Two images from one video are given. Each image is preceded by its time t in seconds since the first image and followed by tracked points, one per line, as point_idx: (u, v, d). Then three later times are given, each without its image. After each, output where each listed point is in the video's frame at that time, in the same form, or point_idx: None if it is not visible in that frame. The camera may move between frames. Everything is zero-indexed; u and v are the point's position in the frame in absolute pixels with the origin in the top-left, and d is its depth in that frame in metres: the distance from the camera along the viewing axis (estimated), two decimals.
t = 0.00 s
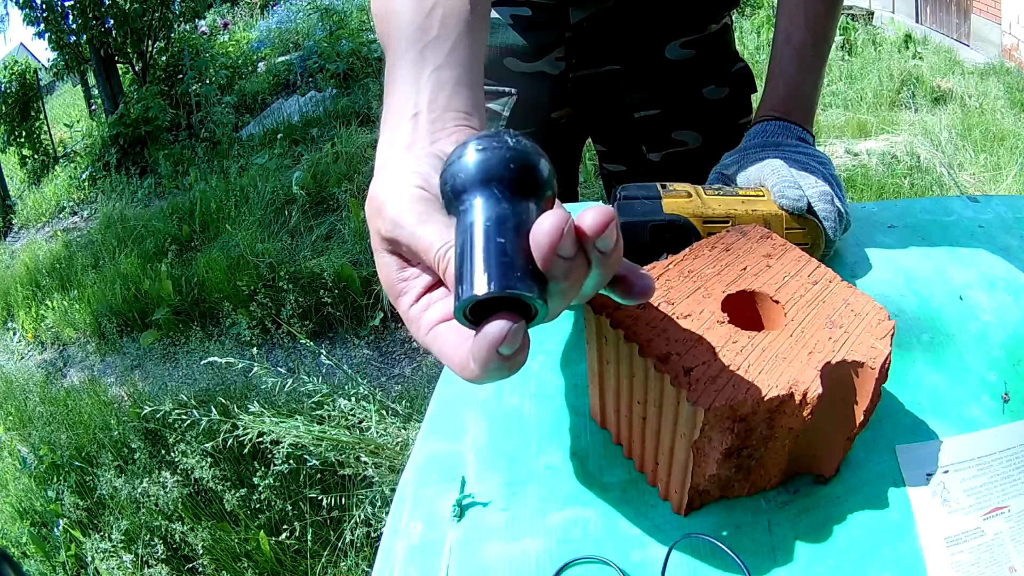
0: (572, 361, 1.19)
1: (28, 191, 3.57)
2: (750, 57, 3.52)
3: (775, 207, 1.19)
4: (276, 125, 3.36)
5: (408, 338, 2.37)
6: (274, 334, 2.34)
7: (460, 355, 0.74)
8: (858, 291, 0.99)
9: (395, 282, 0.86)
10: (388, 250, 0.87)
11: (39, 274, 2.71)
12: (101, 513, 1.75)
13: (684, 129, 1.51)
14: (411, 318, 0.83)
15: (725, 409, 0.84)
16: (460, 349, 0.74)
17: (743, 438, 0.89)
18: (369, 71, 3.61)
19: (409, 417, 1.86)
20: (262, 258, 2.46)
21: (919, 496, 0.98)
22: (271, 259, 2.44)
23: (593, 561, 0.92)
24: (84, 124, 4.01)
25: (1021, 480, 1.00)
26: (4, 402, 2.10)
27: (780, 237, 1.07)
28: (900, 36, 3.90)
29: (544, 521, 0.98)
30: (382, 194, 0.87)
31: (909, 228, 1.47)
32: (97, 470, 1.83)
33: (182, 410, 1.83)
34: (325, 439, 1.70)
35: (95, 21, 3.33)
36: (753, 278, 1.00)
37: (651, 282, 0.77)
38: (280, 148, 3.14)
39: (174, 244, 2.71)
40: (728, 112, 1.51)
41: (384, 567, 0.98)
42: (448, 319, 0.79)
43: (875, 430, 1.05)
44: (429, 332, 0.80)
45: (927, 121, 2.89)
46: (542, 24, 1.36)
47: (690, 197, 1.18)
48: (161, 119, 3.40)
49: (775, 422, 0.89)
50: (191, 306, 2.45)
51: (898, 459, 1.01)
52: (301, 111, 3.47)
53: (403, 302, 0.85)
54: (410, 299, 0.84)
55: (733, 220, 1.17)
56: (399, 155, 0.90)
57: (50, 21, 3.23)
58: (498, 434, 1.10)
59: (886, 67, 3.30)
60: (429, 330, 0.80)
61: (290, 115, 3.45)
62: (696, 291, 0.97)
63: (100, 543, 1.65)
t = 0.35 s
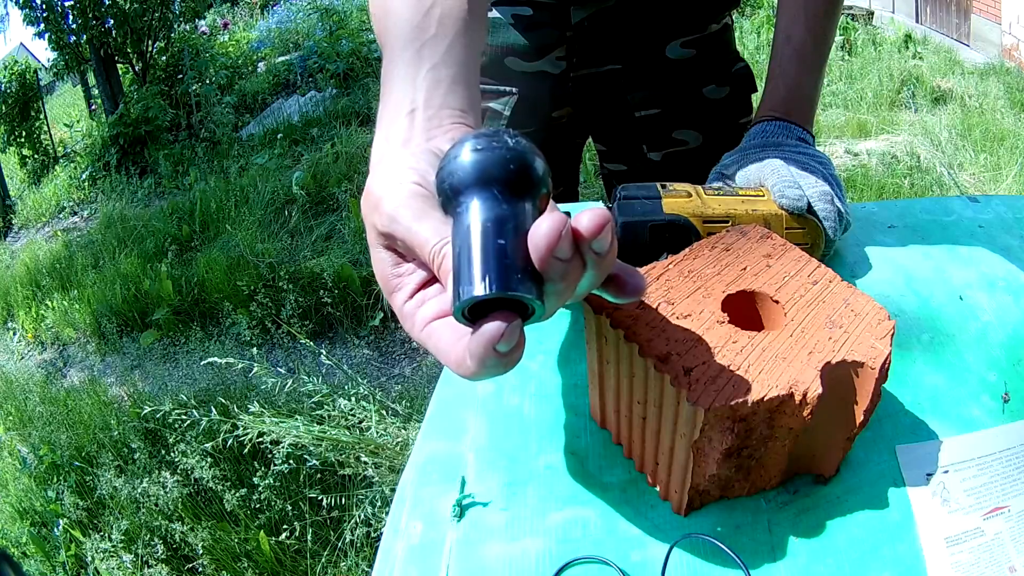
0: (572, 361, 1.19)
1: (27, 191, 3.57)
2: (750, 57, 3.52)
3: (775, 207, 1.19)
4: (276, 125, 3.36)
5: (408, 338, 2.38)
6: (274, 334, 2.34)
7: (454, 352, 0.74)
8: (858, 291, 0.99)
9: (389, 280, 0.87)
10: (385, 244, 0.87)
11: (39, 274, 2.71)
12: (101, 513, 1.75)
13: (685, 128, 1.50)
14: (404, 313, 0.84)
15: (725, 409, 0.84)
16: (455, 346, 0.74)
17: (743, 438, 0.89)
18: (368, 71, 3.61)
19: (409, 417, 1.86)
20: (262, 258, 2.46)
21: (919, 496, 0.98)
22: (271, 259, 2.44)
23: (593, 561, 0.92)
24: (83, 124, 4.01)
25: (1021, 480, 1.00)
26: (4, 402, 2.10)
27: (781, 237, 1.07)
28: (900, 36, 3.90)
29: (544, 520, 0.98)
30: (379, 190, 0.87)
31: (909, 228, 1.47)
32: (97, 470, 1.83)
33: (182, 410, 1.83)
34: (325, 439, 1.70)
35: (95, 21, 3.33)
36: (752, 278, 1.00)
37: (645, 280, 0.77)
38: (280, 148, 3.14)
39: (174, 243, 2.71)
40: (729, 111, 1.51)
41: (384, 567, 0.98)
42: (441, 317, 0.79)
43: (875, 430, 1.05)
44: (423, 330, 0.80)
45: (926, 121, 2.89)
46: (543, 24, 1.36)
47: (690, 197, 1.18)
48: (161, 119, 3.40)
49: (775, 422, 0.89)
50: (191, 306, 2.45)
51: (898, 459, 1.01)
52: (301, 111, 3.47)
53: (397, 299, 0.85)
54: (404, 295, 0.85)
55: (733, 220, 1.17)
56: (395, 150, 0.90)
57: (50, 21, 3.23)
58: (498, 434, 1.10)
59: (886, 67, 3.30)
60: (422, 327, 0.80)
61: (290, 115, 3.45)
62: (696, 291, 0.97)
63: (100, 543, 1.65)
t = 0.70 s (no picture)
0: (572, 361, 1.19)
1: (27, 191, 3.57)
2: (750, 57, 3.53)
3: (775, 207, 1.19)
4: (277, 125, 3.36)
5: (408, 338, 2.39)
6: (274, 334, 2.35)
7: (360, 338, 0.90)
8: (858, 291, 0.99)
9: (327, 238, 0.97)
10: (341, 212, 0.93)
11: (39, 274, 2.71)
12: (101, 513, 1.75)
13: (686, 127, 1.50)
14: (331, 275, 0.98)
15: (725, 410, 0.84)
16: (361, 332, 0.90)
17: (743, 438, 0.89)
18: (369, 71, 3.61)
19: (409, 417, 1.86)
20: (262, 258, 2.46)
21: (919, 496, 0.97)
22: (271, 259, 2.44)
23: (594, 561, 0.92)
24: (83, 125, 4.01)
25: (1021, 480, 1.00)
26: (4, 402, 2.10)
27: (781, 238, 1.07)
28: (900, 36, 3.90)
29: (545, 521, 0.97)
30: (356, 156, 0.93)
31: (909, 228, 1.47)
32: (96, 470, 1.83)
33: (183, 410, 1.83)
34: (325, 439, 1.70)
35: (95, 21, 3.33)
36: (752, 278, 1.00)
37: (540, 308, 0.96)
38: (280, 148, 3.14)
39: (174, 244, 2.71)
40: (730, 111, 1.51)
41: (384, 567, 0.98)
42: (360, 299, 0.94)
43: (875, 430, 1.05)
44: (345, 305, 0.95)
45: (926, 121, 2.89)
46: (544, 24, 1.36)
47: (690, 197, 1.18)
48: (162, 119, 3.40)
49: (775, 422, 0.88)
50: (191, 306, 2.45)
51: (898, 459, 1.01)
52: (301, 111, 3.47)
53: (329, 259, 0.98)
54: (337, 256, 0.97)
55: (734, 220, 1.17)
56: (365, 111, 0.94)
57: (50, 22, 3.23)
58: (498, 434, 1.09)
59: (886, 67, 3.30)
60: (345, 301, 0.96)
61: (290, 115, 3.45)
62: (695, 291, 0.96)
63: (100, 543, 1.65)
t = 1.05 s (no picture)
0: (572, 361, 1.18)
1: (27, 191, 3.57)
2: (750, 57, 3.53)
3: (775, 208, 1.18)
4: (276, 125, 3.36)
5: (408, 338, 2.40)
6: (274, 334, 2.35)
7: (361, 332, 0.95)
8: (858, 291, 0.98)
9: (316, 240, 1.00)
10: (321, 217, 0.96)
11: (39, 274, 2.71)
12: (101, 513, 1.76)
13: (687, 125, 1.50)
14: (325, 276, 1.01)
15: (725, 410, 0.84)
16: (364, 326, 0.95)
17: (743, 439, 0.89)
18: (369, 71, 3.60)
19: (409, 417, 1.86)
20: (262, 258, 2.46)
21: (919, 497, 0.97)
22: (271, 259, 2.44)
23: (593, 560, 0.91)
24: (83, 125, 4.01)
25: (1021, 480, 1.00)
26: (4, 402, 2.10)
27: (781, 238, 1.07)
28: (900, 36, 3.90)
29: (544, 521, 0.97)
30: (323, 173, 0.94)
31: (910, 227, 1.47)
32: (96, 470, 1.83)
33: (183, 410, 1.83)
34: (325, 439, 1.70)
35: (95, 21, 3.33)
36: (753, 278, 0.99)
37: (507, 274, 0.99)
38: (280, 148, 3.14)
39: (174, 244, 2.71)
40: (730, 110, 1.50)
41: (385, 566, 0.98)
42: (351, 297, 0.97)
43: (875, 430, 1.05)
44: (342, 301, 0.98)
45: (927, 121, 2.89)
46: (546, 24, 1.36)
47: (691, 199, 1.18)
48: (162, 119, 3.40)
49: (775, 422, 0.88)
50: (191, 306, 2.45)
51: (898, 459, 1.01)
52: (301, 111, 3.47)
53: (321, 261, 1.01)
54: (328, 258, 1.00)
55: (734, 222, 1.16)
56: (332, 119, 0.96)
57: (50, 22, 3.22)
58: (498, 434, 1.09)
59: (886, 67, 3.30)
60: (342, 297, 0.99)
61: (290, 116, 3.45)
62: (695, 291, 0.96)
63: (100, 543, 1.64)
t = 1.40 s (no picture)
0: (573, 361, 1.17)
1: (28, 191, 3.57)
2: (750, 57, 3.53)
3: (776, 215, 1.18)
4: (276, 125, 3.36)
5: (408, 338, 2.41)
6: (274, 334, 2.38)
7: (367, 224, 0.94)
8: (858, 291, 0.98)
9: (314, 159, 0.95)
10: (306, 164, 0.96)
11: (39, 274, 2.71)
12: (101, 513, 1.76)
13: (689, 129, 1.49)
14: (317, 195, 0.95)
15: (726, 411, 0.83)
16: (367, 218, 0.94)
17: (743, 439, 0.89)
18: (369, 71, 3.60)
19: (409, 417, 1.86)
20: (262, 257, 2.46)
21: (919, 496, 0.97)
22: (271, 259, 2.44)
23: (594, 561, 0.89)
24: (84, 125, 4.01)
25: (1021, 480, 1.00)
26: (4, 402, 2.10)
27: (781, 238, 1.07)
28: (900, 36, 3.90)
29: (545, 520, 0.94)
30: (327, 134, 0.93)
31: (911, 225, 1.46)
32: (97, 470, 1.83)
33: (183, 410, 1.83)
34: (325, 439, 1.70)
35: (95, 21, 3.33)
36: (753, 278, 0.99)
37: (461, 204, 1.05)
38: (280, 148, 3.15)
39: (174, 244, 2.72)
40: (729, 112, 1.50)
41: (384, 567, 0.98)
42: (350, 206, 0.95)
43: (875, 430, 1.05)
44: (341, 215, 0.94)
45: (926, 121, 2.89)
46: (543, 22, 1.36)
47: (692, 205, 1.16)
48: (162, 119, 3.40)
49: (775, 422, 0.88)
50: (191, 306, 2.46)
51: (898, 459, 1.00)
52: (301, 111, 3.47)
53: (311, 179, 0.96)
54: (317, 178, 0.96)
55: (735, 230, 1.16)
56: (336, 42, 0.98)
57: (50, 21, 3.22)
58: (498, 432, 1.07)
59: (886, 67, 3.31)
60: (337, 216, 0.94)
61: (290, 116, 3.45)
62: (695, 291, 0.96)
63: (100, 543, 1.65)
